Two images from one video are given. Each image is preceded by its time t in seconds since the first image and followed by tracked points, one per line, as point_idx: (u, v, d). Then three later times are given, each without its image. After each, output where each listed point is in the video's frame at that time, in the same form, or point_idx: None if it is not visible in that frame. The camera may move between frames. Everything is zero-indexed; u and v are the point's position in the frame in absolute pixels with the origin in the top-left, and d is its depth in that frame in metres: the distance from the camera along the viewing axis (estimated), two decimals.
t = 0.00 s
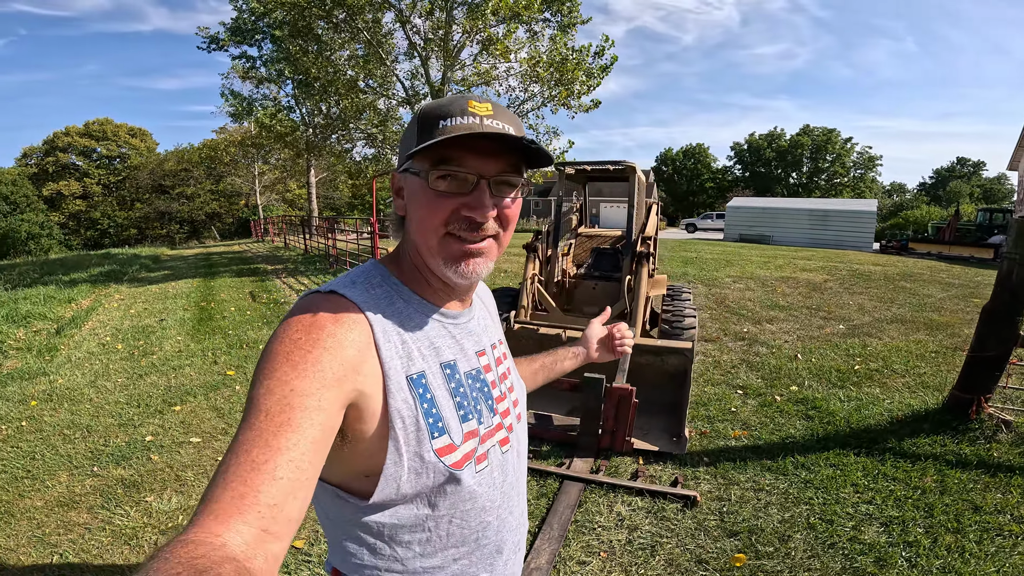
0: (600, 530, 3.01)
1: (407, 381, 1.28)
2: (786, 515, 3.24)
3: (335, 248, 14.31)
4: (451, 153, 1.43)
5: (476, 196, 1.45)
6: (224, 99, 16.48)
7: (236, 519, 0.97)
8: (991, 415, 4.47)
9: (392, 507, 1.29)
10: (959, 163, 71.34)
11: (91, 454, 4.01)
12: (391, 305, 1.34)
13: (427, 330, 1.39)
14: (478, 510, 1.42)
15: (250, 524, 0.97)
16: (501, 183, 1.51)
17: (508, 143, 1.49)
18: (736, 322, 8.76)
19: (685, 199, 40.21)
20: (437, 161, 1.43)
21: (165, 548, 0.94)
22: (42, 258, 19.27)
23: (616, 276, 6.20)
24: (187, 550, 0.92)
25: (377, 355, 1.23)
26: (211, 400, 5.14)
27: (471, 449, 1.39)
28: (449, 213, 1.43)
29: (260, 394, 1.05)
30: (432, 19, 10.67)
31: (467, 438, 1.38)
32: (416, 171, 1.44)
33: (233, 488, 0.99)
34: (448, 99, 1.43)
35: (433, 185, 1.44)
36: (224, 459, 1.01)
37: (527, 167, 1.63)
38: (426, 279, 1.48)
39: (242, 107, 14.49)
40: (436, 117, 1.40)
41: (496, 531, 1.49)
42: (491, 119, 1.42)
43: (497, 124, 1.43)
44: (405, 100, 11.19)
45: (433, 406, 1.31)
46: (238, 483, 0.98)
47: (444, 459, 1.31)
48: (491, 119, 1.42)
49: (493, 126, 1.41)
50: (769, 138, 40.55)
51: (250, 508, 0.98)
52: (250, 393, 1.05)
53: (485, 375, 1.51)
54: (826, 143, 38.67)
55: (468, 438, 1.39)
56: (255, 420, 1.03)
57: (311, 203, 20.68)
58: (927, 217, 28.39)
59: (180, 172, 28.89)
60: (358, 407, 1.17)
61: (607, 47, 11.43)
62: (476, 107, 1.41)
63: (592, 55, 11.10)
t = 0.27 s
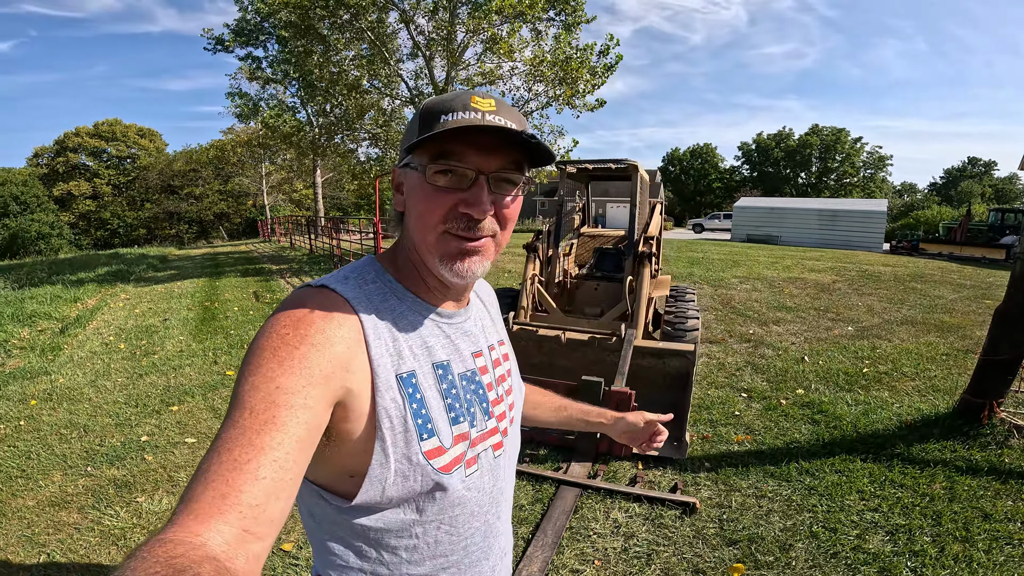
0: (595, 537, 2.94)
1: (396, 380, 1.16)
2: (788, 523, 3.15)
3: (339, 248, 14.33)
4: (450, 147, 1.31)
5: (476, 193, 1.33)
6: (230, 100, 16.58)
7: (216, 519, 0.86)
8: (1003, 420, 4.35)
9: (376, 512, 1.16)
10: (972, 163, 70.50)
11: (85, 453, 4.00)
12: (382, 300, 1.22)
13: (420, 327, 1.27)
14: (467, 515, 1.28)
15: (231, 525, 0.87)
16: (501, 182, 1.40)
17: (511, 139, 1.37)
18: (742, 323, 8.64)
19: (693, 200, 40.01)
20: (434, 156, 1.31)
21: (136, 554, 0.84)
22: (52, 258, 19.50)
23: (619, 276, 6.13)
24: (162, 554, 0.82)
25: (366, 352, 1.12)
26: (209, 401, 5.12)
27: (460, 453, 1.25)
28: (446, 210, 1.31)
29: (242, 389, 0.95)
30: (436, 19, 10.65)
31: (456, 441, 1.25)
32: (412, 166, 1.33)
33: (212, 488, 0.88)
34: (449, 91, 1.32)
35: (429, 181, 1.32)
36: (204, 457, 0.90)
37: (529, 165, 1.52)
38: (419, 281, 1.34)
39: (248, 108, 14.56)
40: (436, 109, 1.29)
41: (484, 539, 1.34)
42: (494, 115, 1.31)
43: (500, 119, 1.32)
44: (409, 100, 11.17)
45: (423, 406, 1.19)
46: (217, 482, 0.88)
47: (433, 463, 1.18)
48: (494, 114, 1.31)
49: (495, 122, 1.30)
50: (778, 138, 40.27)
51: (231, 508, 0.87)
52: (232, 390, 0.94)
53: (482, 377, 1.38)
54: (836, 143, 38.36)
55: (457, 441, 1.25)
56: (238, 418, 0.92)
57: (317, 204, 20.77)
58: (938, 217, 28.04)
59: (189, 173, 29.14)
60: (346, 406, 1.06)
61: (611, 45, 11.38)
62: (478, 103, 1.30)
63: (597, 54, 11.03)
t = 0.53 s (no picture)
0: (595, 544, 2.91)
1: (387, 406, 1.11)
2: (793, 531, 3.09)
3: (346, 248, 14.38)
4: (435, 158, 1.27)
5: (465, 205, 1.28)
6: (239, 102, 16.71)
7: (211, 545, 0.83)
8: (1016, 426, 4.26)
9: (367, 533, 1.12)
10: (986, 162, 69.50)
11: (88, 454, 4.02)
12: (376, 320, 1.18)
13: (414, 347, 1.22)
14: (460, 539, 1.22)
15: (225, 552, 0.83)
16: (494, 193, 1.35)
17: (500, 146, 1.32)
18: (750, 325, 8.54)
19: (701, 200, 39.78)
20: (420, 167, 1.28)
21: None
22: (65, 258, 19.75)
23: (624, 277, 6.08)
24: None
25: (356, 375, 1.07)
26: (213, 401, 5.13)
27: (451, 477, 1.20)
28: (433, 224, 1.27)
29: (229, 414, 0.90)
30: (442, 19, 10.66)
31: (447, 466, 1.19)
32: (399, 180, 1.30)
33: (204, 514, 0.84)
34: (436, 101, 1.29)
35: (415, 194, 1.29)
36: (193, 484, 0.86)
37: (526, 175, 1.46)
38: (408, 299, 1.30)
39: (255, 108, 14.64)
40: (423, 119, 1.25)
41: (479, 562, 1.28)
42: (483, 121, 1.27)
43: (489, 125, 1.28)
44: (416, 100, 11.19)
45: (414, 431, 1.13)
46: (208, 509, 0.84)
47: (421, 488, 1.13)
48: (482, 121, 1.27)
49: (483, 128, 1.26)
50: (787, 138, 39.96)
51: (225, 535, 0.84)
52: (218, 414, 0.90)
53: (478, 400, 1.32)
54: (846, 142, 38.00)
55: (447, 465, 1.20)
56: (226, 444, 0.88)
57: (325, 204, 20.87)
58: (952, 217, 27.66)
59: (199, 173, 29.39)
60: (336, 430, 1.01)
61: (618, 45, 11.27)
62: (466, 109, 1.26)
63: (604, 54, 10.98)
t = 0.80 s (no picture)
0: (595, 544, 2.88)
1: (372, 408, 1.09)
2: (797, 534, 3.04)
3: (354, 246, 14.44)
4: (437, 155, 1.25)
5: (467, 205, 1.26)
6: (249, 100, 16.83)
7: (186, 550, 0.82)
8: None
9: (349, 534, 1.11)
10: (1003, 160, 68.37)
11: (94, 449, 4.06)
12: (365, 320, 1.16)
13: (402, 348, 1.20)
14: (442, 544, 1.21)
15: (202, 556, 0.83)
16: (496, 191, 1.33)
17: (505, 143, 1.29)
18: (758, 325, 8.45)
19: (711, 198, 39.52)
20: (421, 164, 1.25)
21: None
22: (79, 255, 20.02)
23: (631, 276, 6.03)
24: None
25: (343, 376, 1.05)
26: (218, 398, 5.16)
27: (436, 482, 1.19)
28: (433, 223, 1.25)
29: (207, 415, 0.89)
30: (449, 17, 10.66)
31: (432, 470, 1.18)
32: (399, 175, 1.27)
33: (180, 518, 0.83)
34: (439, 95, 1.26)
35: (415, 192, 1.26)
36: (168, 487, 0.85)
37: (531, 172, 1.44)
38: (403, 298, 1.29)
39: (265, 107, 14.73)
40: (423, 113, 1.23)
41: (462, 567, 1.26)
42: (487, 116, 1.24)
43: (494, 120, 1.25)
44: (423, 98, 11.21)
45: (400, 435, 1.12)
46: (184, 513, 0.83)
47: (405, 493, 1.11)
48: (487, 115, 1.24)
49: (488, 123, 1.23)
50: (799, 135, 39.58)
51: (202, 539, 0.83)
52: (195, 416, 0.88)
53: (469, 404, 1.31)
54: (859, 140, 37.58)
55: (432, 470, 1.19)
56: (203, 447, 0.87)
57: (334, 202, 20.98)
58: (967, 216, 27.25)
59: (210, 171, 29.67)
60: (319, 432, 1.00)
61: (627, 42, 11.18)
62: (470, 102, 1.24)
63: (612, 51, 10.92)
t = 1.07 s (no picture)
0: (595, 543, 2.88)
1: (357, 403, 1.10)
2: (800, 534, 3.02)
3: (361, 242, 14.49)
4: (477, 158, 1.25)
5: (500, 205, 1.28)
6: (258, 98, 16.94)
7: (165, 550, 0.81)
8: None
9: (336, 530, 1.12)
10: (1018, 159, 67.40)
11: (99, 445, 4.13)
12: (351, 315, 1.17)
13: (389, 343, 1.20)
14: (433, 539, 1.22)
15: (183, 556, 0.82)
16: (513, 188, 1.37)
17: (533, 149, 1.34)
18: (766, 323, 8.37)
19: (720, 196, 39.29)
20: (458, 162, 1.23)
21: None
22: (91, 251, 20.30)
23: (636, 273, 5.98)
24: None
25: (326, 371, 1.06)
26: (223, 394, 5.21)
27: (426, 477, 1.20)
28: (467, 222, 1.25)
29: (183, 413, 0.89)
30: (456, 14, 10.66)
31: (421, 465, 1.19)
32: (427, 170, 1.22)
33: (157, 519, 0.83)
34: (466, 90, 1.25)
35: (447, 190, 1.24)
36: (144, 486, 0.85)
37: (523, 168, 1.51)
38: (410, 292, 1.28)
39: (273, 104, 14.81)
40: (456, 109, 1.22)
41: (453, 561, 1.28)
42: (514, 117, 1.30)
43: (518, 122, 1.31)
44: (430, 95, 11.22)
45: (386, 430, 1.13)
46: (160, 515, 0.82)
47: (393, 489, 1.13)
48: (514, 117, 1.30)
49: (517, 125, 1.30)
50: (809, 133, 39.24)
51: (181, 539, 0.83)
52: (172, 415, 0.88)
53: (457, 397, 1.32)
54: (870, 139, 37.21)
55: (422, 465, 1.20)
56: (180, 446, 0.86)
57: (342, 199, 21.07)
58: (980, 215, 26.89)
59: (220, 168, 29.89)
60: (302, 427, 1.01)
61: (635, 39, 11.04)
62: (499, 102, 1.28)
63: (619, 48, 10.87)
